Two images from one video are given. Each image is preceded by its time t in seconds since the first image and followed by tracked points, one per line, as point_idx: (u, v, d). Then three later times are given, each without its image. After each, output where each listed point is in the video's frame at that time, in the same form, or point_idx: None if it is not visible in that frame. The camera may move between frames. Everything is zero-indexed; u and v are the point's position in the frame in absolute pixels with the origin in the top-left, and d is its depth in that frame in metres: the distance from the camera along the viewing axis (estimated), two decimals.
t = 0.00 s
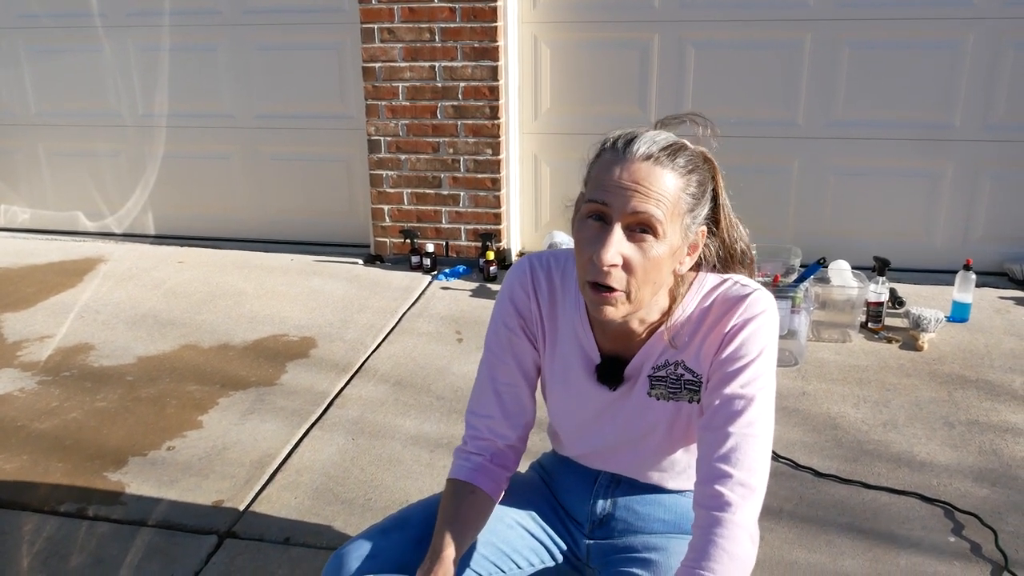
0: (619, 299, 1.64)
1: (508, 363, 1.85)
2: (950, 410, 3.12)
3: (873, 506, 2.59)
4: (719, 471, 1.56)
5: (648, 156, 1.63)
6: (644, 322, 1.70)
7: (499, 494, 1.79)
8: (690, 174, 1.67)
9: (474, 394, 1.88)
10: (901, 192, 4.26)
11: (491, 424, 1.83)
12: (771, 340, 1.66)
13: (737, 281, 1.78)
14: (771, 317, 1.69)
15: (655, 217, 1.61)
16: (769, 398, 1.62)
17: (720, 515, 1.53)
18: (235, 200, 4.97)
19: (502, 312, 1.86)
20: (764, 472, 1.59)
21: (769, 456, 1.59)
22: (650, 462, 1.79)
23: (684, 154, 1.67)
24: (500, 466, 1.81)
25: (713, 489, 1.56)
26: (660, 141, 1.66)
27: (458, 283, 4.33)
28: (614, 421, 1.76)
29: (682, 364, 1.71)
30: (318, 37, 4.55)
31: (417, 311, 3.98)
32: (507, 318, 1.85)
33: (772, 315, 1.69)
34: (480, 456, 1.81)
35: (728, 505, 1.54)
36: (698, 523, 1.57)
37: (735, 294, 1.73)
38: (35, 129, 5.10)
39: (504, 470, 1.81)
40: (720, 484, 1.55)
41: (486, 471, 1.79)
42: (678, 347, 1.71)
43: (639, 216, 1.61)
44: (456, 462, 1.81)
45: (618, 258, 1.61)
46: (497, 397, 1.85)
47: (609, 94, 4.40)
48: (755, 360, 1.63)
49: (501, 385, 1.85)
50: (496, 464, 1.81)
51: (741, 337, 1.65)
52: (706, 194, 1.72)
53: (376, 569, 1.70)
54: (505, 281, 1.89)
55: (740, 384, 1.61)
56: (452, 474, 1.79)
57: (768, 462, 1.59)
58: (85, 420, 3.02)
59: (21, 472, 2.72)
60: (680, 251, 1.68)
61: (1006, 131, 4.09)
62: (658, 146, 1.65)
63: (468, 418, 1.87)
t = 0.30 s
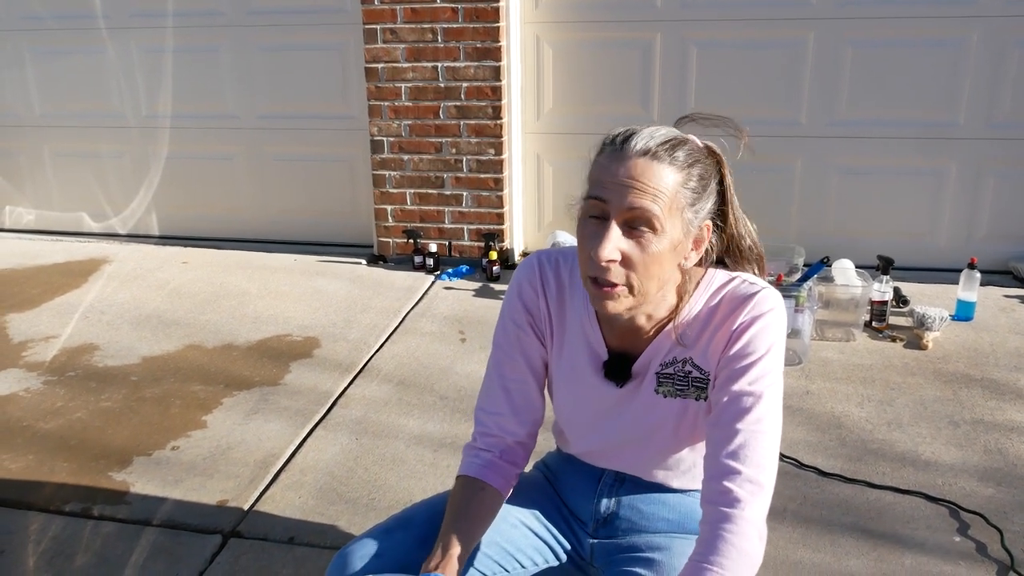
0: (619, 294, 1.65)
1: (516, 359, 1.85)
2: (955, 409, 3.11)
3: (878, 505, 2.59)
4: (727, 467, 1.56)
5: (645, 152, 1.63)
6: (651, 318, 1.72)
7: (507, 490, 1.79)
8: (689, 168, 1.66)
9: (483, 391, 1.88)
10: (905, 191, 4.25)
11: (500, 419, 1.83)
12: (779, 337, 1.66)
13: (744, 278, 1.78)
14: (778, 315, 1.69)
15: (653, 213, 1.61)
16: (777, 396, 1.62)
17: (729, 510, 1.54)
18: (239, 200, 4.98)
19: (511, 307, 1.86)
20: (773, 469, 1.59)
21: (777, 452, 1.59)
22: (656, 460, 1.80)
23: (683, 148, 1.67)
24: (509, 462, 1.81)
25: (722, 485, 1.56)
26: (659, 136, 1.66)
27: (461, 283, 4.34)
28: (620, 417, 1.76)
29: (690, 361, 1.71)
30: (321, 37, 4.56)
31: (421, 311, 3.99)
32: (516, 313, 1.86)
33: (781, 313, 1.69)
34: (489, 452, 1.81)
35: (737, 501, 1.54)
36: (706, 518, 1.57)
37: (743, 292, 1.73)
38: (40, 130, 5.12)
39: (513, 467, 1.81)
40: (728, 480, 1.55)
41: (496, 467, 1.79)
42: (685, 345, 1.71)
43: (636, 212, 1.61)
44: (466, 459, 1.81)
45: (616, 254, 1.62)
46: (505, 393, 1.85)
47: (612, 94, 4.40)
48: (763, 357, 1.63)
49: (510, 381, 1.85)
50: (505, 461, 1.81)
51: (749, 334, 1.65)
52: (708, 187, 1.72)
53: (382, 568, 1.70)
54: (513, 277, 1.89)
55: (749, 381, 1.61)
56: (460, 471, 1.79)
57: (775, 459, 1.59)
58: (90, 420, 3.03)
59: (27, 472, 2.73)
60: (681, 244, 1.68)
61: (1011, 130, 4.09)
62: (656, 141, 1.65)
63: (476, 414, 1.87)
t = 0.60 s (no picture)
0: (603, 294, 1.64)
1: (521, 356, 1.85)
2: (960, 406, 3.10)
3: (883, 503, 2.58)
4: (733, 466, 1.56)
5: (635, 152, 1.60)
6: (651, 317, 1.71)
7: (508, 492, 1.78)
8: (681, 171, 1.61)
9: (487, 388, 1.87)
10: (909, 188, 4.24)
11: (504, 416, 1.82)
12: (786, 337, 1.66)
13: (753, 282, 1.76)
14: (785, 314, 1.69)
15: (637, 214, 1.58)
16: (783, 395, 1.62)
17: (734, 509, 1.53)
18: (243, 199, 4.98)
19: (517, 303, 1.86)
20: (778, 468, 1.58)
21: (782, 452, 1.58)
22: (661, 458, 1.79)
23: (676, 150, 1.62)
24: (512, 460, 1.80)
25: (727, 484, 1.56)
26: (652, 137, 1.62)
27: (465, 281, 4.33)
28: (625, 414, 1.76)
29: (696, 359, 1.70)
30: (324, 36, 4.56)
31: (425, 309, 3.99)
32: (521, 309, 1.85)
33: (787, 312, 1.69)
34: (491, 450, 1.80)
35: (742, 500, 1.53)
36: (711, 517, 1.56)
37: (749, 291, 1.72)
38: (44, 129, 5.12)
39: (515, 465, 1.80)
40: (733, 479, 1.55)
41: (498, 466, 1.78)
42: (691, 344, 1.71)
43: (621, 212, 1.59)
44: (468, 457, 1.80)
45: (599, 253, 1.61)
46: (510, 389, 1.84)
47: (615, 92, 4.39)
48: (769, 356, 1.63)
49: (514, 377, 1.85)
50: (507, 458, 1.80)
51: (756, 333, 1.65)
52: (706, 190, 1.66)
53: (387, 565, 1.71)
54: (519, 272, 1.89)
55: (755, 380, 1.61)
56: (462, 470, 1.79)
57: (780, 458, 1.58)
58: (94, 418, 3.04)
59: (32, 470, 2.73)
60: (671, 247, 1.64)
61: (1016, 126, 4.07)
62: (648, 142, 1.61)
63: (479, 411, 1.86)
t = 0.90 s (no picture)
0: (636, 287, 1.64)
1: (521, 359, 1.85)
2: (961, 405, 3.10)
3: (884, 502, 2.58)
4: (735, 467, 1.56)
5: (633, 144, 1.62)
6: (660, 315, 1.70)
7: (510, 494, 1.78)
8: (678, 151, 1.65)
9: (487, 390, 1.87)
10: (910, 187, 4.24)
11: (504, 420, 1.83)
12: (787, 337, 1.66)
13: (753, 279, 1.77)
14: (786, 314, 1.68)
15: (654, 201, 1.61)
16: (785, 395, 1.62)
17: (736, 510, 1.53)
18: (243, 198, 4.98)
19: (515, 306, 1.86)
20: (779, 469, 1.59)
21: (784, 453, 1.58)
22: (663, 459, 1.79)
23: (667, 134, 1.66)
24: (511, 464, 1.80)
25: (729, 484, 1.56)
26: (641, 126, 1.65)
27: (466, 280, 4.34)
28: (627, 416, 1.76)
29: (698, 360, 1.70)
30: (325, 34, 4.55)
31: (425, 308, 3.99)
32: (520, 312, 1.85)
33: (788, 312, 1.69)
34: (491, 454, 1.80)
35: (743, 501, 1.53)
36: (712, 517, 1.56)
37: (751, 291, 1.72)
38: (44, 127, 5.12)
39: (515, 468, 1.80)
40: (735, 479, 1.55)
41: (497, 469, 1.78)
42: (693, 344, 1.70)
43: (638, 204, 1.61)
44: (467, 461, 1.80)
45: (626, 248, 1.61)
46: (510, 392, 1.84)
47: (616, 91, 4.39)
48: (771, 358, 1.62)
49: (514, 380, 1.85)
50: (507, 462, 1.80)
51: (758, 334, 1.64)
52: (700, 168, 1.71)
53: (387, 565, 1.71)
54: (518, 276, 1.89)
55: (757, 381, 1.61)
56: (462, 473, 1.79)
57: (782, 460, 1.58)
58: (95, 417, 3.04)
59: (32, 469, 2.73)
60: (685, 228, 1.67)
61: (1017, 125, 4.07)
62: (640, 131, 1.64)
63: (479, 415, 1.86)
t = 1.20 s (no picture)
0: (656, 332, 1.62)
1: (526, 361, 1.85)
2: (965, 412, 3.10)
3: (887, 508, 2.58)
4: (735, 477, 1.56)
5: (672, 209, 1.49)
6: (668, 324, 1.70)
7: (516, 494, 1.78)
8: (712, 207, 1.54)
9: (494, 392, 1.88)
10: (916, 193, 4.24)
11: (511, 421, 1.83)
12: (794, 354, 1.65)
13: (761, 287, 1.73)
14: (794, 328, 1.67)
15: (686, 269, 1.53)
16: (789, 411, 1.62)
17: (733, 519, 1.54)
18: (249, 197, 4.99)
19: (519, 308, 1.85)
20: (779, 484, 1.59)
21: (784, 468, 1.59)
22: (667, 463, 1.80)
23: (703, 186, 1.53)
24: (518, 463, 1.80)
25: (727, 493, 1.56)
26: (680, 180, 1.51)
27: (470, 282, 4.34)
28: (631, 419, 1.76)
29: (703, 366, 1.70)
30: (332, 35, 4.56)
31: (430, 309, 3.99)
32: (524, 314, 1.85)
33: (796, 327, 1.67)
34: (498, 454, 1.80)
35: (740, 511, 1.54)
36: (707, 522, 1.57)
37: (758, 301, 1.69)
38: (52, 125, 5.14)
39: (521, 468, 1.80)
40: (736, 490, 1.55)
41: (504, 469, 1.78)
42: (700, 349, 1.70)
43: (671, 271, 1.53)
44: (475, 460, 1.80)
45: (654, 310, 1.57)
46: (516, 393, 1.85)
47: (622, 94, 4.39)
48: (777, 373, 1.62)
49: (520, 382, 1.85)
50: (514, 462, 1.80)
51: (765, 348, 1.63)
52: (727, 206, 1.61)
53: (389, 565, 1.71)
54: (522, 277, 1.88)
55: (762, 396, 1.61)
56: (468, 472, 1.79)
57: (782, 475, 1.59)
58: (99, 414, 3.04)
59: (37, 465, 2.74)
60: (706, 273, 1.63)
61: None
62: (677, 187, 1.50)
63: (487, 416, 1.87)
